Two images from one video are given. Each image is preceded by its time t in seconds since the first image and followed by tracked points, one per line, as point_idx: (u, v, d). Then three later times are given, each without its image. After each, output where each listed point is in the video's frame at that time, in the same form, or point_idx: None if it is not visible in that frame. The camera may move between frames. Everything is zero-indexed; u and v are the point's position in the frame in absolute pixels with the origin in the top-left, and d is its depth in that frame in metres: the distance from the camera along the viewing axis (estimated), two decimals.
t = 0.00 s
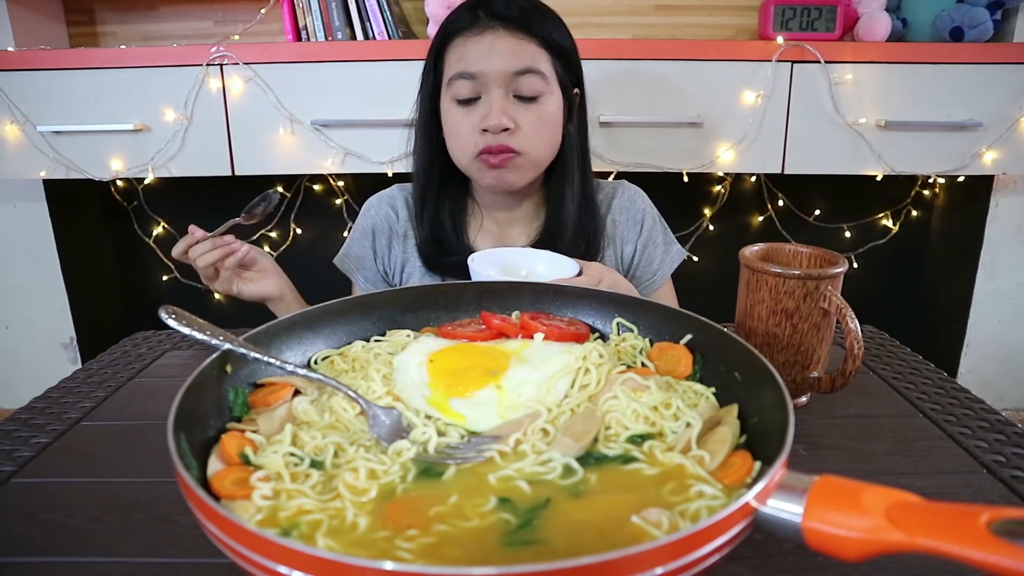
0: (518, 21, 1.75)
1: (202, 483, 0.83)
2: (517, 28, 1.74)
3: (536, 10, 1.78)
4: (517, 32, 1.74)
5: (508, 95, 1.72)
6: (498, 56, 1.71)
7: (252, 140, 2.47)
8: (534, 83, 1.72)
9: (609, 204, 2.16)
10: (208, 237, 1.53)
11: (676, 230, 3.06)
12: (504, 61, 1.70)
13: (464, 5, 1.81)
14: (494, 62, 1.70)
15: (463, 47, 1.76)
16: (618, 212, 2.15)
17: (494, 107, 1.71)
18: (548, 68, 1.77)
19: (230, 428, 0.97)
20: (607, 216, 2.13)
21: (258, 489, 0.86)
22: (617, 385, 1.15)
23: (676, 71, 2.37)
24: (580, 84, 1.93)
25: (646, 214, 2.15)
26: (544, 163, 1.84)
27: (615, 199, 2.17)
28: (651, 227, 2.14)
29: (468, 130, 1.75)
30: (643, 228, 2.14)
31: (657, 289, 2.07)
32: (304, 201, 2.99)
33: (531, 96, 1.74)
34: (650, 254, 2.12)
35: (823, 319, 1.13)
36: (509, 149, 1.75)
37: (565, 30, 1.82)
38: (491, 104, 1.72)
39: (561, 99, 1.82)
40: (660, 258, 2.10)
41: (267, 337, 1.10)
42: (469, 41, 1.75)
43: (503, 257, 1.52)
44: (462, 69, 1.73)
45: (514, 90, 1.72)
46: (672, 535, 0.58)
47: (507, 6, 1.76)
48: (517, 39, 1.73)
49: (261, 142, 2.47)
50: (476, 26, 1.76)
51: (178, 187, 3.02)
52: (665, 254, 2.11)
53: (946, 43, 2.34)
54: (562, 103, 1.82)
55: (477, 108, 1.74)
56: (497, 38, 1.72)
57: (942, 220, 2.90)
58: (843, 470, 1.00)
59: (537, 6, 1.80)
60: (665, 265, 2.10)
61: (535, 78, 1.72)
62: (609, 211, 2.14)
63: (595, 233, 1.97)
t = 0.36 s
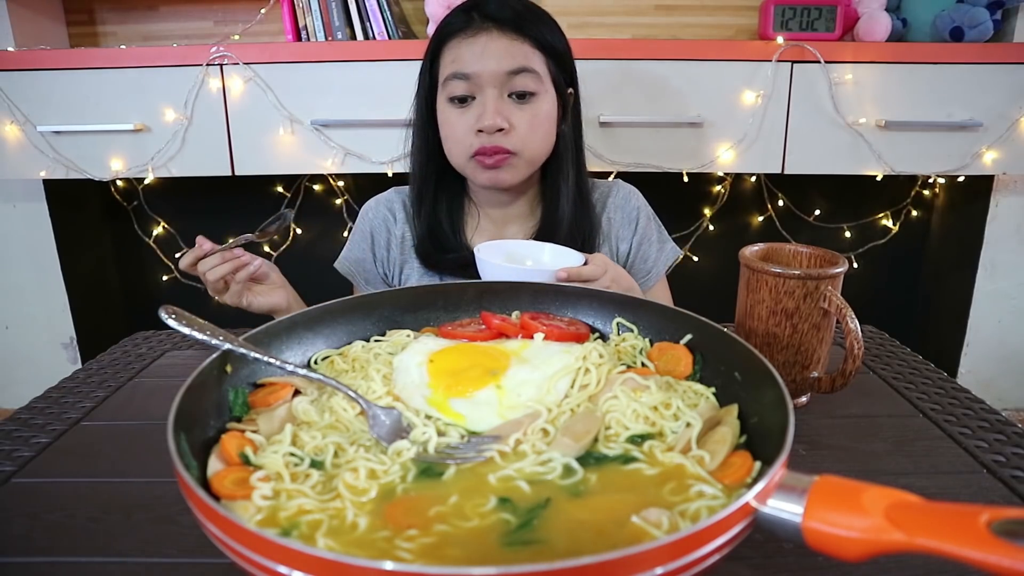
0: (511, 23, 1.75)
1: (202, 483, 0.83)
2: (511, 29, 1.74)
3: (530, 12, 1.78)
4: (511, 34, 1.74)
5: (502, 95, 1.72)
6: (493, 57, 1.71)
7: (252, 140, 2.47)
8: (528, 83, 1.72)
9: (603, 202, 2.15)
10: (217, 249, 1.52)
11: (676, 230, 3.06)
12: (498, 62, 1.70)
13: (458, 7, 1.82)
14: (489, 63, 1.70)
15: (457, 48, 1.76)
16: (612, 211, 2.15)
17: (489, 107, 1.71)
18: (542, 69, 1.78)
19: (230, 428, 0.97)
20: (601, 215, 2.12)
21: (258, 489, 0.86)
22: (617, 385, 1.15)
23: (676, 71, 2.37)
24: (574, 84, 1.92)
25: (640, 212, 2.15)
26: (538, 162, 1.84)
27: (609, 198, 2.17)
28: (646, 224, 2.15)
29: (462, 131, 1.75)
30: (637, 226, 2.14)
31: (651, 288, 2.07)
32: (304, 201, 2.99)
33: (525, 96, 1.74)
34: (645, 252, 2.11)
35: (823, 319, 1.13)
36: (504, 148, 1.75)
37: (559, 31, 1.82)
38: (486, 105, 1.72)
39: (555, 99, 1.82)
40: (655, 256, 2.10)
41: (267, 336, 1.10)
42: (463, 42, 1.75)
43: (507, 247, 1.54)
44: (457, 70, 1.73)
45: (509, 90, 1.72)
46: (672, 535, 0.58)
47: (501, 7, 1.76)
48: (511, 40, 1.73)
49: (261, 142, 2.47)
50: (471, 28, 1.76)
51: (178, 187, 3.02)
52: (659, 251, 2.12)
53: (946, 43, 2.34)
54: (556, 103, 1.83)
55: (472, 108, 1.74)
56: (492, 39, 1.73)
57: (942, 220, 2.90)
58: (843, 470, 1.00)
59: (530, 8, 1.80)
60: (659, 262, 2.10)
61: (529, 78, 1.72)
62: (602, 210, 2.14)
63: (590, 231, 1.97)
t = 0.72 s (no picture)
0: (515, 22, 1.75)
1: (202, 483, 0.83)
2: (514, 29, 1.74)
3: (534, 11, 1.78)
4: (514, 33, 1.74)
5: (505, 95, 1.72)
6: (496, 57, 1.71)
7: (252, 141, 2.47)
8: (531, 83, 1.72)
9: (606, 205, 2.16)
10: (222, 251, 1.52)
11: (676, 230, 3.06)
12: (501, 61, 1.70)
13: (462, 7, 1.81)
14: (492, 62, 1.70)
15: (460, 48, 1.76)
16: (614, 214, 2.15)
17: (491, 108, 1.71)
18: (545, 68, 1.78)
19: (230, 428, 0.97)
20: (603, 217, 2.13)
21: (258, 489, 0.86)
22: (617, 385, 1.15)
23: (676, 71, 2.37)
24: (576, 85, 1.92)
25: (642, 215, 2.16)
26: (540, 163, 1.84)
27: (611, 200, 2.17)
28: (647, 228, 2.15)
29: (465, 131, 1.75)
30: (639, 229, 2.14)
31: (652, 291, 2.06)
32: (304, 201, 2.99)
33: (528, 97, 1.74)
34: (646, 255, 2.11)
35: (823, 319, 1.13)
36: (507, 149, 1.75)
37: (562, 31, 1.82)
38: (489, 105, 1.72)
39: (558, 99, 1.82)
40: (656, 259, 2.10)
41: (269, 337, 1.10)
42: (466, 42, 1.75)
43: (510, 241, 1.55)
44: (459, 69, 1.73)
45: (511, 90, 1.72)
46: (672, 535, 0.59)
47: (504, 6, 1.76)
48: (514, 40, 1.73)
49: (261, 142, 2.47)
50: (473, 28, 1.76)
51: (178, 187, 3.02)
52: (661, 255, 2.11)
53: (946, 43, 2.34)
54: (559, 104, 1.82)
55: (475, 108, 1.74)
56: (495, 39, 1.73)
57: (942, 220, 2.90)
58: (843, 470, 1.00)
59: (533, 6, 1.80)
60: (661, 266, 2.10)
61: (532, 78, 1.72)
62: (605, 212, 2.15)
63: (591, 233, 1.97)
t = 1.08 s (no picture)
0: (507, 23, 1.75)
1: (202, 483, 0.83)
2: (506, 31, 1.75)
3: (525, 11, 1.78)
4: (507, 33, 1.74)
5: (498, 97, 1.73)
6: (489, 60, 1.72)
7: (252, 141, 2.47)
8: (524, 85, 1.73)
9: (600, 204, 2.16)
10: (220, 262, 1.52)
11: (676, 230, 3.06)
12: (493, 64, 1.71)
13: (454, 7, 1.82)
14: (485, 65, 1.71)
15: (453, 50, 1.76)
16: (608, 212, 2.16)
17: (485, 111, 1.72)
18: (539, 70, 1.78)
19: (230, 428, 0.97)
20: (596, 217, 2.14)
21: (258, 489, 0.86)
22: (617, 385, 1.14)
23: (676, 71, 2.37)
24: (571, 86, 1.91)
25: (637, 212, 2.15)
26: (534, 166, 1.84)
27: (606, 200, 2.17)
28: (643, 225, 2.14)
29: (458, 133, 1.75)
30: (634, 226, 2.13)
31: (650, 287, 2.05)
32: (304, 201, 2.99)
33: (521, 99, 1.75)
34: (643, 252, 2.10)
35: (823, 319, 1.13)
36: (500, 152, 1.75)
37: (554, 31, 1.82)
38: (482, 108, 1.72)
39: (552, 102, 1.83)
40: (653, 255, 2.10)
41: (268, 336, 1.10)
42: (459, 43, 1.75)
43: (510, 239, 1.54)
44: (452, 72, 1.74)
45: (504, 93, 1.73)
46: (672, 535, 0.58)
47: (497, 7, 1.76)
48: (507, 42, 1.74)
49: (262, 142, 2.47)
50: (466, 29, 1.76)
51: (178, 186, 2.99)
52: (657, 252, 2.11)
53: (946, 43, 2.34)
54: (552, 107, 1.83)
55: (468, 111, 1.74)
56: (487, 41, 1.73)
57: (942, 220, 2.90)
58: (843, 471, 1.00)
59: (526, 7, 1.81)
60: (658, 263, 2.09)
61: (525, 80, 1.73)
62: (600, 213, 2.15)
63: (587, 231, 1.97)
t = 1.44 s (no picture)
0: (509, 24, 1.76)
1: (202, 483, 0.83)
2: (514, 31, 1.75)
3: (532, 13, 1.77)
4: (512, 34, 1.75)
5: (506, 98, 1.77)
6: (496, 61, 1.74)
7: (252, 140, 2.47)
8: (532, 86, 1.76)
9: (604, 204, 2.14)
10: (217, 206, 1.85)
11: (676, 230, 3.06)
12: (500, 65, 1.75)
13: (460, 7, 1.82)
14: (492, 66, 1.74)
15: (459, 50, 1.77)
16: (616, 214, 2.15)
17: (493, 112, 1.77)
18: (549, 70, 1.79)
19: (230, 428, 0.97)
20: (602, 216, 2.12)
21: (258, 489, 0.86)
22: (617, 385, 1.14)
23: (676, 71, 2.37)
24: (579, 84, 1.86)
25: (643, 214, 2.17)
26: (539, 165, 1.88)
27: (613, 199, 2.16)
28: (648, 226, 2.17)
29: (466, 134, 1.81)
30: (642, 229, 2.16)
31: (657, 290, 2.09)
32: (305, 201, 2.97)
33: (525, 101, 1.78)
34: (649, 255, 2.15)
35: (823, 319, 1.13)
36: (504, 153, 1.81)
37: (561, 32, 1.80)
38: (490, 109, 1.77)
39: (563, 101, 1.83)
40: (660, 259, 2.14)
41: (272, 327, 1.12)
42: (462, 45, 1.77)
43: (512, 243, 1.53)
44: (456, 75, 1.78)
45: (513, 94, 1.77)
46: (672, 535, 0.59)
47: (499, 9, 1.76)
48: (514, 42, 1.75)
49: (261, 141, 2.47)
50: (469, 31, 1.76)
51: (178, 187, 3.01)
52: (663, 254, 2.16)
53: (946, 43, 2.34)
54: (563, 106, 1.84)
55: (476, 112, 1.79)
56: (495, 42, 1.75)
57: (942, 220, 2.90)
58: (843, 471, 1.00)
59: (530, 7, 1.78)
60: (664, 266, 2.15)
61: (533, 81, 1.76)
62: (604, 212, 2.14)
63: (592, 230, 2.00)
